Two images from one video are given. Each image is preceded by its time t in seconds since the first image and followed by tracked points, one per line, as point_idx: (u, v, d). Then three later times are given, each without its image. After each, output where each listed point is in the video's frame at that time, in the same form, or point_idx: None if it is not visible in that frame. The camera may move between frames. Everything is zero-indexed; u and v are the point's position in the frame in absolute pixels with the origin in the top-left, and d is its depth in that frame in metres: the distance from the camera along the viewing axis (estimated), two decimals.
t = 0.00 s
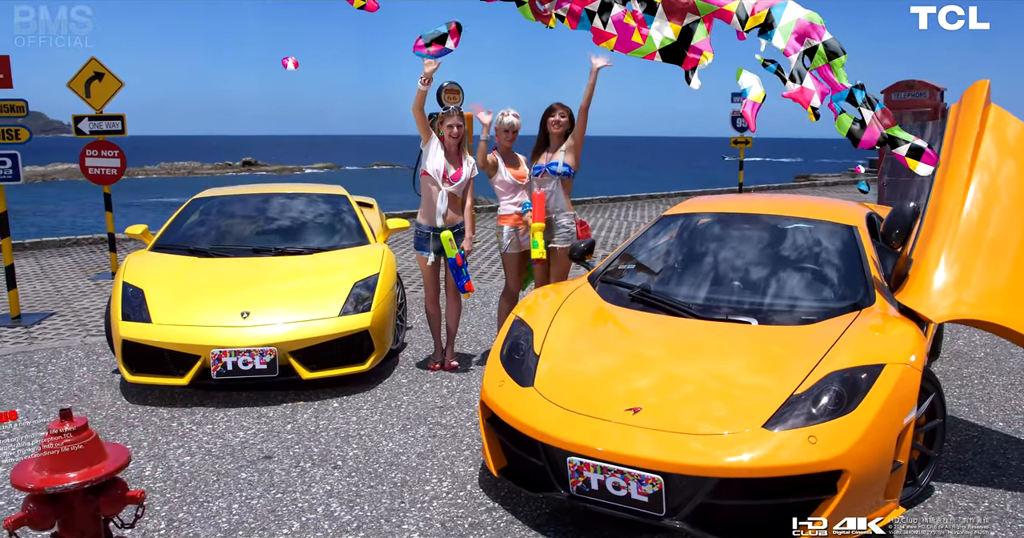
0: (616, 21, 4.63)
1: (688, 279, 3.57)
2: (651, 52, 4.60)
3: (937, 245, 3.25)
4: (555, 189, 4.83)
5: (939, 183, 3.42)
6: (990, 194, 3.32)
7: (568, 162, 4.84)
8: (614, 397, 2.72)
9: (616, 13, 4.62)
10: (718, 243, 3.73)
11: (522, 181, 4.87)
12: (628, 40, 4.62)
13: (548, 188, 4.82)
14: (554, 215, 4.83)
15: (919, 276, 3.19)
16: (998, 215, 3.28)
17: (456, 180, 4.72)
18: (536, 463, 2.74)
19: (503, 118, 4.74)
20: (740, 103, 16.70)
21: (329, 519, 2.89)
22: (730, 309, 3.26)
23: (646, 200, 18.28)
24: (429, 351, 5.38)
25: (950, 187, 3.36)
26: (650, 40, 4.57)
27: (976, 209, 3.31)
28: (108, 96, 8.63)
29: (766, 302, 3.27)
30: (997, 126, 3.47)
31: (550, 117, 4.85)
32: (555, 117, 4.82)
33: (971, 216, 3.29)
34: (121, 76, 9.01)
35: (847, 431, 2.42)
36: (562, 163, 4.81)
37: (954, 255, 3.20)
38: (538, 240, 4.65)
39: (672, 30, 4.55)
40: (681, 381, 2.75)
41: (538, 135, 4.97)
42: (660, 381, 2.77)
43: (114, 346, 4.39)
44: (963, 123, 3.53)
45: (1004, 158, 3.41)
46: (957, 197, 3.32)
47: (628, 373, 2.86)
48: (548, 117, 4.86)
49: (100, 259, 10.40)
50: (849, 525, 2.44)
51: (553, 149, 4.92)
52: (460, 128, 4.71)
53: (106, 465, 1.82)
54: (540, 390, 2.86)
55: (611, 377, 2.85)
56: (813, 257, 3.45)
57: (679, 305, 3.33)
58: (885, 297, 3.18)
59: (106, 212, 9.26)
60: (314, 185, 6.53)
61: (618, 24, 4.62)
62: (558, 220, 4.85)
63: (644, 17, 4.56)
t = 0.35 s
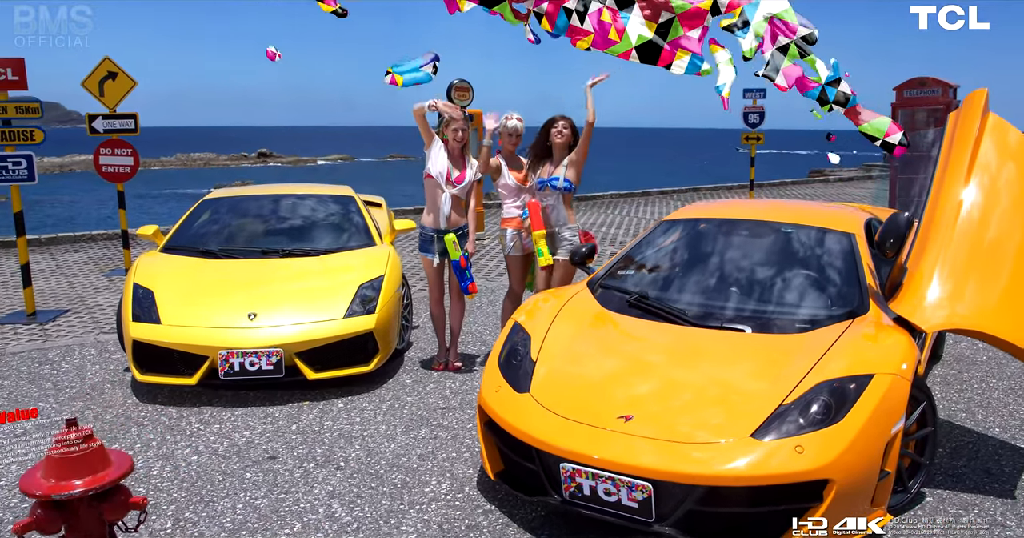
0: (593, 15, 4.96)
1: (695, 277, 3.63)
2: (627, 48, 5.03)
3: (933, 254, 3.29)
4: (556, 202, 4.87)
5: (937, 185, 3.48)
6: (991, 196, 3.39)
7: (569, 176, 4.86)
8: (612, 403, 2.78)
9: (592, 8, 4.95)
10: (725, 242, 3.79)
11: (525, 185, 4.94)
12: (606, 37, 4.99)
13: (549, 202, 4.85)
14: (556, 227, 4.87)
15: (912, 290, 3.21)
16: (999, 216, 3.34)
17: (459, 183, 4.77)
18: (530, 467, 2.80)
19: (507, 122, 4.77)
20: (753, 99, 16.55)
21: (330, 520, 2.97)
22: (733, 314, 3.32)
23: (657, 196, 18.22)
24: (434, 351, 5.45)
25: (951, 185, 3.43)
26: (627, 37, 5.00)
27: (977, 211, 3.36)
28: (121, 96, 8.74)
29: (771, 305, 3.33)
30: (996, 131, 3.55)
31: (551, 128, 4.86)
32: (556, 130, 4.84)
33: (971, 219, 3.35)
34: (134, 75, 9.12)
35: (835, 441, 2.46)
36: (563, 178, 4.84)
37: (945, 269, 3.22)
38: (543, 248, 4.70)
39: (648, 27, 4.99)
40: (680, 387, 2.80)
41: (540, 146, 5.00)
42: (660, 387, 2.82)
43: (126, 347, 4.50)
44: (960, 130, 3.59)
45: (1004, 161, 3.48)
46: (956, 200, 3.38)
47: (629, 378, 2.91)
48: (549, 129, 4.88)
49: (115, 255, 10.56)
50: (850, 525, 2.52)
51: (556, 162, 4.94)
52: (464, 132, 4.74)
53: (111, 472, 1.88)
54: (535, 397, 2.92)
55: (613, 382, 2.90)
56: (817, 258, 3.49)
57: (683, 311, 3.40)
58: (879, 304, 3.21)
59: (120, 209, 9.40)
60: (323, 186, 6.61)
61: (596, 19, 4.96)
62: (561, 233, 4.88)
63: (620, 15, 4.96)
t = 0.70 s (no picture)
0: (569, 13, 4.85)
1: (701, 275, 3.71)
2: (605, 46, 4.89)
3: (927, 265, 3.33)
4: (565, 210, 4.93)
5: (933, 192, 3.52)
6: (989, 199, 3.43)
7: (579, 184, 4.92)
8: (611, 409, 2.85)
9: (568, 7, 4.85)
10: (732, 242, 3.87)
11: (529, 188, 4.98)
12: (583, 36, 4.88)
13: (559, 209, 4.92)
14: (564, 234, 4.95)
15: (905, 301, 3.25)
16: (998, 218, 3.39)
17: (463, 187, 4.84)
18: (525, 472, 2.87)
19: (511, 126, 4.82)
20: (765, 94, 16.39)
21: (331, 520, 3.06)
22: (737, 316, 3.40)
23: (669, 192, 18.14)
24: (438, 351, 5.53)
25: (949, 188, 3.48)
26: (605, 35, 4.87)
27: (975, 215, 3.41)
28: (136, 94, 8.86)
29: (776, 305, 3.40)
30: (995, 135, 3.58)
31: (556, 139, 4.88)
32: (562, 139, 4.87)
33: (967, 226, 3.40)
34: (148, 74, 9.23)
35: (822, 451, 2.52)
36: (573, 187, 4.90)
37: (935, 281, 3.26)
38: (547, 255, 4.75)
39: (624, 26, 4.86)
40: (679, 394, 2.86)
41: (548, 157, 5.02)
42: (659, 393, 2.89)
43: (138, 346, 4.61)
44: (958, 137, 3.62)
45: (1003, 166, 3.51)
46: (951, 208, 3.43)
47: (630, 384, 2.98)
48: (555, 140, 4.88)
49: (129, 250, 10.73)
50: (850, 525, 2.60)
51: (563, 171, 4.99)
52: (468, 135, 4.81)
53: (117, 479, 1.98)
54: (531, 403, 3.00)
55: (612, 388, 2.97)
56: (821, 259, 3.55)
57: (687, 314, 3.48)
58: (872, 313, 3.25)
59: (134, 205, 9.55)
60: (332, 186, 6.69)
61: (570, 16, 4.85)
62: (568, 240, 4.97)
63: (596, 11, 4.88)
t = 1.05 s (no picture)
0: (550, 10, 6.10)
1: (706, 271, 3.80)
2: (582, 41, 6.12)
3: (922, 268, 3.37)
4: (565, 205, 5.00)
5: (929, 195, 3.58)
6: (986, 201, 3.50)
7: (576, 179, 4.93)
8: (610, 413, 2.92)
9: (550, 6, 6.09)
10: (738, 239, 3.94)
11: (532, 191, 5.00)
12: (561, 34, 6.11)
13: (559, 205, 4.98)
14: (563, 230, 5.00)
15: (897, 310, 3.27)
16: (996, 219, 3.46)
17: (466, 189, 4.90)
18: (520, 474, 2.95)
19: (514, 129, 4.88)
20: (774, 89, 16.23)
21: (333, 519, 3.14)
22: (739, 315, 3.49)
23: (677, 186, 18.09)
24: (441, 350, 5.61)
25: (946, 189, 3.55)
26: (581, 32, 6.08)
27: (972, 216, 3.48)
28: (147, 92, 8.96)
29: (779, 302, 3.48)
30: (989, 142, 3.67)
31: (556, 135, 4.94)
32: (560, 137, 4.92)
33: (964, 228, 3.46)
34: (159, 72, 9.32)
35: (808, 458, 2.58)
36: (570, 182, 4.92)
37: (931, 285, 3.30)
38: (553, 253, 4.75)
39: (599, 24, 6.08)
40: (678, 399, 2.92)
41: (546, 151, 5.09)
42: (658, 398, 2.95)
43: (147, 345, 4.72)
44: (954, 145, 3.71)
45: (1001, 169, 3.60)
46: (947, 211, 3.50)
47: (630, 388, 3.05)
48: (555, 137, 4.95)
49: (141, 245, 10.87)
50: (851, 525, 2.71)
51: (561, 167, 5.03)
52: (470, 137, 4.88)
53: (123, 483, 2.06)
54: (527, 407, 3.07)
55: (611, 393, 3.04)
56: (816, 264, 3.60)
57: (691, 313, 3.58)
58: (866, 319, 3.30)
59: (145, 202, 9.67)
60: (339, 185, 6.76)
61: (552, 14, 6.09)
62: (567, 235, 5.02)
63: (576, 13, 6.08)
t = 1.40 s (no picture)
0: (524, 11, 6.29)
1: (715, 262, 3.92)
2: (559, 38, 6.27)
3: (916, 271, 3.36)
4: (567, 209, 5.03)
5: (925, 196, 3.54)
6: (983, 203, 3.48)
7: (580, 183, 4.99)
8: (608, 416, 3.00)
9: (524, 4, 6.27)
10: (743, 235, 4.03)
11: (534, 192, 5.09)
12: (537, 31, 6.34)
13: (561, 209, 5.01)
14: (566, 233, 5.05)
15: (889, 318, 3.27)
16: (991, 220, 3.44)
17: (468, 191, 4.96)
18: (516, 474, 3.03)
19: (516, 132, 4.94)
20: (784, 82, 16.11)
21: (335, 517, 3.25)
22: (746, 304, 3.60)
23: (687, 179, 18.06)
24: (445, 347, 5.70)
25: (942, 191, 3.50)
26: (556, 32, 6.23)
27: (968, 218, 3.46)
28: (158, 89, 9.06)
29: (782, 296, 3.57)
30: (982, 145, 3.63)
31: (558, 140, 4.98)
32: (563, 141, 4.97)
33: (960, 230, 3.44)
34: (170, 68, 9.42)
35: (793, 464, 2.65)
36: (574, 186, 4.97)
37: (925, 289, 3.30)
38: (550, 257, 4.84)
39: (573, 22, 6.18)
40: (675, 403, 3.00)
41: (547, 157, 5.05)
42: (656, 401, 3.03)
43: (157, 343, 4.83)
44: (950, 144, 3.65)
45: (997, 169, 3.57)
46: (943, 211, 3.46)
47: (629, 391, 3.12)
48: (556, 141, 4.99)
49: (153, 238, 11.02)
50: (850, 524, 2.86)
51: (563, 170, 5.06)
52: (471, 141, 4.95)
53: (131, 486, 2.16)
54: (523, 409, 3.15)
55: (609, 396, 3.12)
56: (812, 270, 3.64)
57: (699, 304, 3.70)
58: (861, 326, 3.34)
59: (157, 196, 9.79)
60: (345, 183, 6.84)
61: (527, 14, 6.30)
62: (570, 237, 5.06)
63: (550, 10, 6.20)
